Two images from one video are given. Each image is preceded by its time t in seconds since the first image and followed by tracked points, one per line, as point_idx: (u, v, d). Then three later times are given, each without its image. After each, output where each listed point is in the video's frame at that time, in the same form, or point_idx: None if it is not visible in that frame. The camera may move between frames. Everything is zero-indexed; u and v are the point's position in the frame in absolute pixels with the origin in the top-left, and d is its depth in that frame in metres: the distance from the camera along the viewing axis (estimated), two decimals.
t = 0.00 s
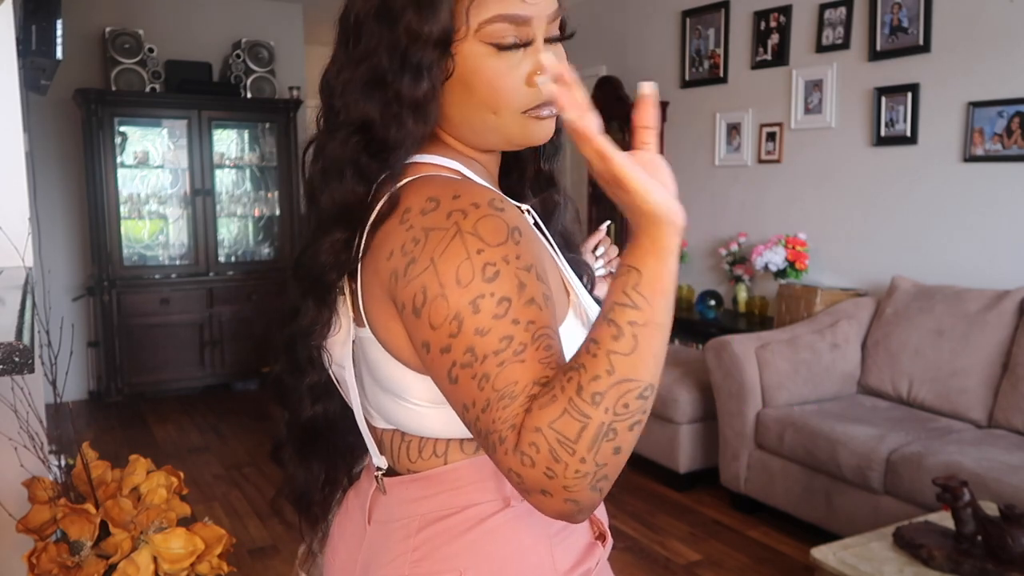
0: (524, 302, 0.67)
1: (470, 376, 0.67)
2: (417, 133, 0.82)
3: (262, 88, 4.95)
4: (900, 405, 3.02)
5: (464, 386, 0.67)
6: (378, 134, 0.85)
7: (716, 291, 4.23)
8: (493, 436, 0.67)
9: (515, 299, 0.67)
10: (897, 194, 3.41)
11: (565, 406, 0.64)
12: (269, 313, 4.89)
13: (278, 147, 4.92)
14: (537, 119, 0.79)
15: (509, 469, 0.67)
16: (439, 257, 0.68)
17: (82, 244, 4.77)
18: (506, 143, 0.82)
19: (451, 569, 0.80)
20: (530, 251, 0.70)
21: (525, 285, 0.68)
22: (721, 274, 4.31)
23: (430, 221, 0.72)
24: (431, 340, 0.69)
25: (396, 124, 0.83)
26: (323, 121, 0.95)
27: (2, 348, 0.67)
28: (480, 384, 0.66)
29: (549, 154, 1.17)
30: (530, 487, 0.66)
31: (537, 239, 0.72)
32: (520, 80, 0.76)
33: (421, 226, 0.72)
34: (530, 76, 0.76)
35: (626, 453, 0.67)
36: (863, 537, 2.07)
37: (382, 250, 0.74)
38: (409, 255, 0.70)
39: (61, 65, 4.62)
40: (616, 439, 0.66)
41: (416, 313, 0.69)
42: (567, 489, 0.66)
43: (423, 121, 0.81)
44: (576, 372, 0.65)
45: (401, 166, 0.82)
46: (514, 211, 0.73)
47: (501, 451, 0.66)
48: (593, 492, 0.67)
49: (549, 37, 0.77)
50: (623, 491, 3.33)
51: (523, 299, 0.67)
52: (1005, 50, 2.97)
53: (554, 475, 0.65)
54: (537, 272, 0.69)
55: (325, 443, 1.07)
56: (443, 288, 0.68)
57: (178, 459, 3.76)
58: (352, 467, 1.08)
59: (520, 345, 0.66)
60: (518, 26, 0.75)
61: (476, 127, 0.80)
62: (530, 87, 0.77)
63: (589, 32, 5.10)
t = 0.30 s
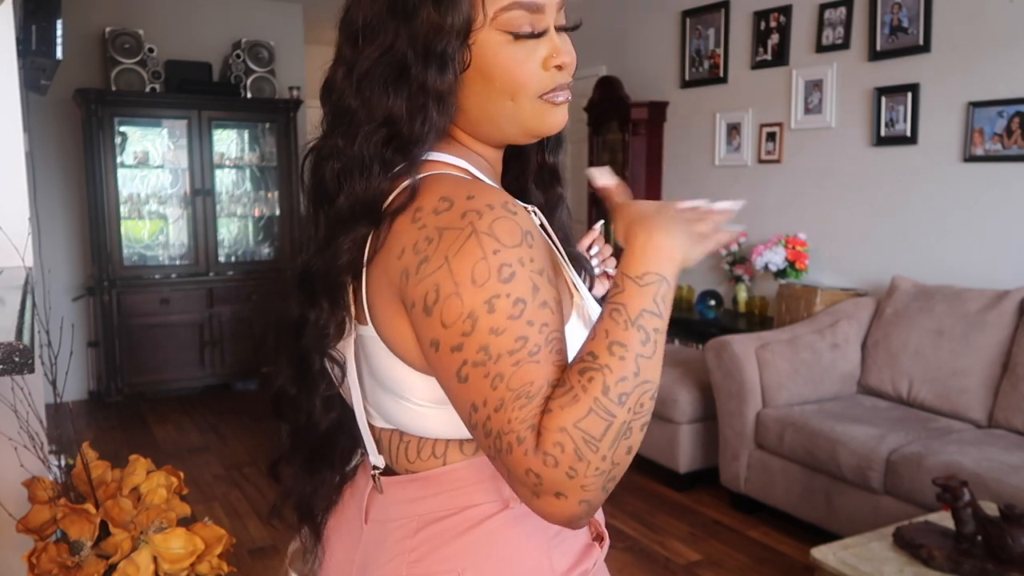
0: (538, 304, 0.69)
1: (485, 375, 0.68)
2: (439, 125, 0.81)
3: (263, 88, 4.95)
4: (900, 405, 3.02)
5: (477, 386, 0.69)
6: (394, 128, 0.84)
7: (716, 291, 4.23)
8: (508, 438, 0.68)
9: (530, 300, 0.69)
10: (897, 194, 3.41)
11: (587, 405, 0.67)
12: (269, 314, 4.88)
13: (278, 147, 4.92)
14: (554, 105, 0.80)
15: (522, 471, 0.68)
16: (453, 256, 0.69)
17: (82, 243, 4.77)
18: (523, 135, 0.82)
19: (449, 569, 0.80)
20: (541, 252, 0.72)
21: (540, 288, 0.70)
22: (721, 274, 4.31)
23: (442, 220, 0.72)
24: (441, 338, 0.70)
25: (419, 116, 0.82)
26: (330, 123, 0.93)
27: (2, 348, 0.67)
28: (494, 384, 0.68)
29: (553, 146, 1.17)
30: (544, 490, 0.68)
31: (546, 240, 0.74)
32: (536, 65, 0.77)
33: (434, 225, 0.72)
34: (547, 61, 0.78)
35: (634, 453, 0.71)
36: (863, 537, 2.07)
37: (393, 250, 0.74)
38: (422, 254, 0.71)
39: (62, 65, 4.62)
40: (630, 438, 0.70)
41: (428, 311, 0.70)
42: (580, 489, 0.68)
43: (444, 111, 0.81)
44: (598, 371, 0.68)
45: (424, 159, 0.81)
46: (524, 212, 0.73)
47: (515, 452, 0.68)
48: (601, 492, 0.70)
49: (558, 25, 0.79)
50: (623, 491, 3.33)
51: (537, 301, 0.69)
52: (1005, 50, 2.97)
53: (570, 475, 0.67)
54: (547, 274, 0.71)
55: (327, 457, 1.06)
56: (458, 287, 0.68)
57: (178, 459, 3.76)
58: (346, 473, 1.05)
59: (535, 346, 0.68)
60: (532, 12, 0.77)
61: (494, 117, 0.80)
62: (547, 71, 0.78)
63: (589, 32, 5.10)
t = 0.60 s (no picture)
0: (535, 317, 0.71)
1: (489, 389, 0.70)
2: (409, 134, 0.83)
3: (262, 88, 4.95)
4: (900, 405, 3.02)
5: (478, 398, 0.71)
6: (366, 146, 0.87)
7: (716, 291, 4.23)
8: (513, 455, 0.70)
9: (528, 313, 0.70)
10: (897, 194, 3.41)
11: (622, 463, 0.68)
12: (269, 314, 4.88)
13: (278, 146, 4.92)
14: (523, 96, 0.80)
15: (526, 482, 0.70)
16: (451, 266, 0.70)
17: (82, 243, 4.77)
18: (503, 128, 0.83)
19: (431, 568, 0.82)
20: (537, 263, 0.73)
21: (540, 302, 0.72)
22: (721, 274, 4.31)
23: (438, 226, 0.73)
24: (441, 349, 0.71)
25: (384, 129, 0.85)
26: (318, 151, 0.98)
27: (2, 348, 0.67)
28: (497, 398, 0.70)
29: (563, 144, 1.17)
30: (545, 504, 0.71)
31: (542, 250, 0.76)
32: (496, 57, 0.79)
33: (430, 232, 0.73)
34: (508, 52, 0.79)
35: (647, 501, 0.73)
36: (863, 537, 2.07)
37: (390, 256, 0.75)
38: (419, 260, 0.72)
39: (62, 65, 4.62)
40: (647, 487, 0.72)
41: (426, 321, 0.71)
42: (583, 513, 0.70)
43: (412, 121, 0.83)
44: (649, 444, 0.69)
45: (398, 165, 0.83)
46: (519, 220, 0.75)
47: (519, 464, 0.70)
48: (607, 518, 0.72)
49: (521, 15, 0.80)
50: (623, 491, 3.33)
51: (534, 314, 0.71)
52: (1005, 51, 2.97)
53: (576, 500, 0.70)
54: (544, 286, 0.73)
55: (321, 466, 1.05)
56: (458, 300, 0.69)
57: (178, 459, 3.76)
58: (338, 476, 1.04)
59: (536, 361, 0.70)
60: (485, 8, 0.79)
61: (467, 113, 0.82)
62: (509, 61, 0.79)
63: (589, 32, 5.10)
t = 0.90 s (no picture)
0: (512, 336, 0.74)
1: (465, 396, 0.72)
2: (369, 141, 0.88)
3: (262, 88, 4.95)
4: (900, 405, 3.02)
5: (453, 402, 0.73)
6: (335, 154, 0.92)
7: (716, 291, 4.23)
8: (469, 471, 0.74)
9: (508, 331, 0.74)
10: (897, 194, 3.41)
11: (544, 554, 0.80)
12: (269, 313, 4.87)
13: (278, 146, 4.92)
14: (498, 101, 0.81)
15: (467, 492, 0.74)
16: (441, 271, 0.72)
17: (82, 243, 4.77)
18: (481, 133, 0.84)
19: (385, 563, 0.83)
20: (520, 284, 0.76)
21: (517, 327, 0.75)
22: (721, 274, 4.31)
23: (429, 228, 0.74)
24: (421, 347, 0.71)
25: (351, 133, 0.90)
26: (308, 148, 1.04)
27: (2, 348, 0.67)
28: (477, 408, 0.73)
29: (553, 148, 1.12)
30: (485, 524, 0.76)
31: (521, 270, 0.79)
32: (467, 63, 0.80)
33: (421, 232, 0.74)
34: (478, 58, 0.80)
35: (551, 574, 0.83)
36: (863, 537, 2.07)
37: (379, 245, 0.75)
38: (407, 260, 0.73)
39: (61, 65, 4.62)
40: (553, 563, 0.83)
41: (408, 318, 0.72)
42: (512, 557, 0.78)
43: (376, 131, 0.89)
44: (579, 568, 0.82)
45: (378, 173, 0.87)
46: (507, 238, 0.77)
47: (470, 473, 0.74)
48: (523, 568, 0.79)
49: (496, 20, 0.81)
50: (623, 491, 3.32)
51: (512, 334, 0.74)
52: (1005, 51, 2.97)
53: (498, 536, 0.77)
54: (522, 308, 0.76)
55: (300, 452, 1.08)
56: (447, 305, 0.71)
57: (178, 459, 3.76)
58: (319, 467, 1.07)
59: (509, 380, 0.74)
60: (455, 14, 0.80)
61: (439, 117, 0.83)
62: (479, 66, 0.80)
63: (589, 32, 5.10)
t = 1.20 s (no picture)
0: (450, 336, 0.70)
1: (395, 399, 0.70)
2: (365, 131, 0.89)
3: (263, 88, 4.95)
4: (900, 405, 3.02)
5: (384, 403, 0.70)
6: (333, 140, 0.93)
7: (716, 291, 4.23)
8: (408, 473, 0.71)
9: (443, 331, 0.70)
10: (897, 194, 3.41)
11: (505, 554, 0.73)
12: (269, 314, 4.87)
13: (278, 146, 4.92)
14: (481, 113, 0.81)
15: (416, 492, 0.71)
16: (371, 271, 0.70)
17: (82, 243, 4.77)
18: (464, 142, 0.83)
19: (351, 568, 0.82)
20: (462, 283, 0.72)
21: (459, 325, 0.71)
22: (722, 274, 4.30)
23: (367, 228, 0.72)
24: (351, 348, 0.70)
25: (347, 120, 0.91)
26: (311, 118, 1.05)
27: (2, 348, 0.67)
28: (406, 409, 0.70)
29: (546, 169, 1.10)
30: (427, 529, 0.72)
31: (473, 269, 0.75)
32: (459, 68, 0.80)
33: (358, 233, 0.72)
34: (469, 66, 0.80)
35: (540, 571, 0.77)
36: (863, 537, 2.07)
37: (323, 247, 0.74)
38: (343, 260, 0.72)
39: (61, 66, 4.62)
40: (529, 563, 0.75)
41: (339, 319, 0.70)
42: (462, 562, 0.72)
43: (376, 122, 0.89)
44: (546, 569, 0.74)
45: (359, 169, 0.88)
46: (452, 237, 0.74)
47: (412, 476, 0.71)
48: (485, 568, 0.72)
49: (496, 35, 0.82)
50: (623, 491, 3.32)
51: (448, 333, 0.70)
52: (1005, 50, 2.97)
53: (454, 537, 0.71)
54: (466, 307, 0.72)
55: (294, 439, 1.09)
56: (372, 305, 0.69)
57: (178, 459, 3.76)
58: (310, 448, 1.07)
59: (444, 382, 0.70)
60: (459, 21, 0.80)
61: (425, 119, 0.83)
62: (469, 74, 0.80)
63: (589, 32, 5.10)
